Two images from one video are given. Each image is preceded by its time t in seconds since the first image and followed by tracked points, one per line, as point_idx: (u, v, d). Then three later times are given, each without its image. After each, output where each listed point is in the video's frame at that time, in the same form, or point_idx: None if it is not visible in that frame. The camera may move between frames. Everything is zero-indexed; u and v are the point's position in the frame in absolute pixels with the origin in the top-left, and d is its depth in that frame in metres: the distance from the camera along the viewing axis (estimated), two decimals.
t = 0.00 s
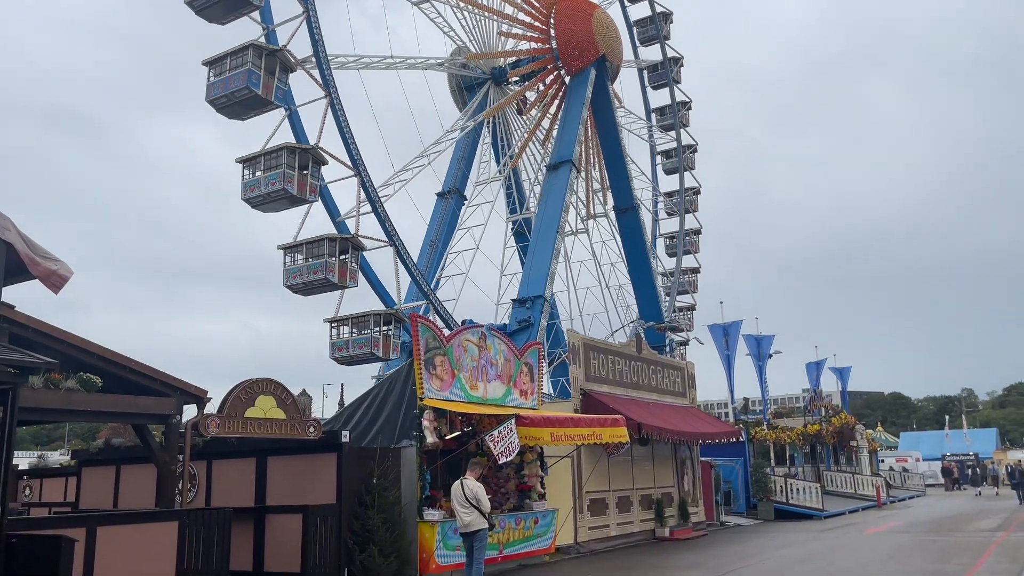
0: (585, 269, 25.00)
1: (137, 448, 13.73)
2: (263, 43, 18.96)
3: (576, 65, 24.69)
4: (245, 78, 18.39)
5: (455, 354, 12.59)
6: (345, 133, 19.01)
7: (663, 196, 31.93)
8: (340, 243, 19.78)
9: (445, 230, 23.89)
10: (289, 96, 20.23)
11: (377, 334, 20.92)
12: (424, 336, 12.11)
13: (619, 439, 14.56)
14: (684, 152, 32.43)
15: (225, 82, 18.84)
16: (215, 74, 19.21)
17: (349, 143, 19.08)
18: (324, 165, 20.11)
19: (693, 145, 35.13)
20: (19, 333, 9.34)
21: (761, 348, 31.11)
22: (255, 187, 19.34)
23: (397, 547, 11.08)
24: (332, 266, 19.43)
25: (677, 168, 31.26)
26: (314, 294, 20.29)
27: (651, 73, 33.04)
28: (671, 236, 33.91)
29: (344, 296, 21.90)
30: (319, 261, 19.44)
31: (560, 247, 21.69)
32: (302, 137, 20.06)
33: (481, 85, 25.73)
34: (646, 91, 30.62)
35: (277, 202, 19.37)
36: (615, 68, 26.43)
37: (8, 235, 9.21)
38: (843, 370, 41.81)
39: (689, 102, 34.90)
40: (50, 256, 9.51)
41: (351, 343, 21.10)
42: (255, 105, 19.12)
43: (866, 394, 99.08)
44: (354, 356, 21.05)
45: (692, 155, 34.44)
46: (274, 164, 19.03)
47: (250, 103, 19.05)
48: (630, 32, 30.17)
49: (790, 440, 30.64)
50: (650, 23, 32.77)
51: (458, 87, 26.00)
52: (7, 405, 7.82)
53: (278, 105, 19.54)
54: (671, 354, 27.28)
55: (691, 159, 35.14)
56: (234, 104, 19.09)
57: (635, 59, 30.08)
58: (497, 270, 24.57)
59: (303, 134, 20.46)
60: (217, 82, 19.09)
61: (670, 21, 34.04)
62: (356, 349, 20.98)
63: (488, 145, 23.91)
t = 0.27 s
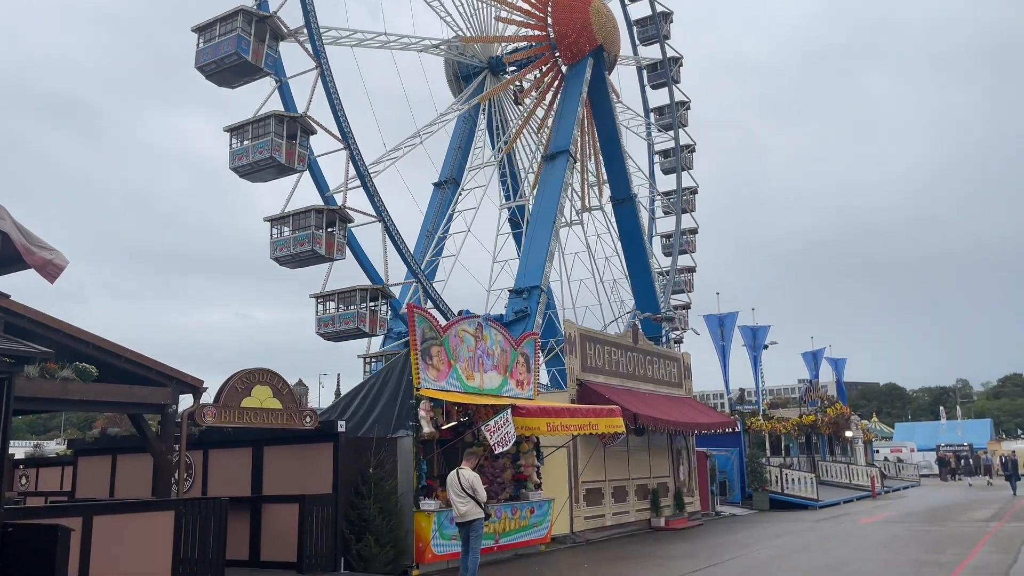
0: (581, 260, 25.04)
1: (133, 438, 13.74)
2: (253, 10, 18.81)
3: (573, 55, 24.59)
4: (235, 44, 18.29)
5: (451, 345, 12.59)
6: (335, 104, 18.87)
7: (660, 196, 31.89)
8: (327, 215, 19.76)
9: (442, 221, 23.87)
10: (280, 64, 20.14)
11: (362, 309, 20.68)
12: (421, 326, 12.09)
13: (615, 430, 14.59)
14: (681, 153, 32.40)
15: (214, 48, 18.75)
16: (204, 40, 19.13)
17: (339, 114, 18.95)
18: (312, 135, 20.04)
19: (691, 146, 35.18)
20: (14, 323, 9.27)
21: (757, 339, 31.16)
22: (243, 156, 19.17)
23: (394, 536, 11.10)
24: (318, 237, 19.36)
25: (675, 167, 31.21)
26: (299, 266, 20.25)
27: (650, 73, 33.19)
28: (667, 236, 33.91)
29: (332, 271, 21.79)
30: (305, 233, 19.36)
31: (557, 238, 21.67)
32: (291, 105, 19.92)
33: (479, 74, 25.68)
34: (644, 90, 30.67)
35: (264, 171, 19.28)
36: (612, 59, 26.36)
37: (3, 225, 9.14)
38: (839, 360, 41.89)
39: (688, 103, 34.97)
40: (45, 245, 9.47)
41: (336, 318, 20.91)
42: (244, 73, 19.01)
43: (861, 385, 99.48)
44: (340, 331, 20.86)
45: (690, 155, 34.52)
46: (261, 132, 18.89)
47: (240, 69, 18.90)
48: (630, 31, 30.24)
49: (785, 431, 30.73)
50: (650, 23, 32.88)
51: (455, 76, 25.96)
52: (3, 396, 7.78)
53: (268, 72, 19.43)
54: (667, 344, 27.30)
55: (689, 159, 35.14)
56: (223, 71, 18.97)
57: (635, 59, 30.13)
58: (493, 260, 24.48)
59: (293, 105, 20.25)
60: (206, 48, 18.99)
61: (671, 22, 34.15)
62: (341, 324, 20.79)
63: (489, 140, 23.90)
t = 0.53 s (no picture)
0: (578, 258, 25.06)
1: (129, 436, 13.74)
2: None
3: (570, 53, 24.58)
4: (226, 17, 18.20)
5: (449, 342, 12.60)
6: (326, 83, 18.78)
7: (657, 202, 31.88)
8: (316, 193, 19.72)
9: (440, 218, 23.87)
10: (270, 42, 20.07)
11: (350, 290, 20.63)
12: (419, 323, 12.09)
13: (612, 427, 14.61)
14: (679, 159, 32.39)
15: (205, 23, 18.60)
16: (195, 16, 18.97)
17: (330, 93, 18.88)
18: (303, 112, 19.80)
19: (690, 152, 35.23)
20: (11, 320, 9.22)
21: (754, 337, 31.20)
22: (232, 132, 19.09)
23: (391, 533, 11.12)
24: (307, 215, 19.39)
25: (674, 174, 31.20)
26: (287, 245, 20.25)
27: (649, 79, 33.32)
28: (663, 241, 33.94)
29: (321, 254, 21.80)
30: (293, 211, 19.36)
31: (554, 235, 21.67)
32: (282, 83, 19.78)
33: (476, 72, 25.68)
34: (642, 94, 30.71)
35: (254, 147, 19.17)
36: (609, 57, 26.34)
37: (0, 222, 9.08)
38: (835, 357, 41.93)
39: (687, 109, 35.05)
40: (42, 243, 9.44)
41: (323, 300, 20.88)
42: (235, 48, 18.96)
43: (857, 382, 99.70)
44: (327, 313, 20.82)
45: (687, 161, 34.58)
46: (251, 108, 18.84)
47: (232, 45, 18.86)
48: (629, 36, 30.33)
49: (782, 428, 30.78)
50: (650, 30, 33.02)
51: (453, 73, 25.95)
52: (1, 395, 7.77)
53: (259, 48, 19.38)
54: (664, 342, 27.33)
55: (687, 166, 35.16)
56: (215, 46, 18.81)
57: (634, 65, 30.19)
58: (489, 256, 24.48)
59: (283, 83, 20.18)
60: (197, 23, 18.85)
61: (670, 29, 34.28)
62: (328, 306, 20.76)
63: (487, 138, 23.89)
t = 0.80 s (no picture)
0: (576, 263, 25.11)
1: (127, 442, 13.74)
2: None
3: (568, 58, 24.63)
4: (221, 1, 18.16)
5: (448, 348, 12.59)
6: (319, 70, 18.80)
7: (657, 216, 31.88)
8: (305, 179, 19.63)
9: (438, 223, 23.87)
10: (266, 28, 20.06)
11: (338, 279, 20.66)
12: (417, 329, 12.09)
13: (611, 432, 14.60)
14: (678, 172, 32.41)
15: (201, 8, 18.71)
16: (191, 1, 19.06)
17: (323, 80, 18.88)
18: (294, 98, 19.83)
19: (689, 167, 35.32)
20: (9, 325, 9.21)
21: (753, 341, 31.22)
22: (223, 116, 19.01)
23: (390, 539, 11.11)
24: (296, 201, 19.37)
25: (674, 188, 31.20)
26: (276, 231, 20.25)
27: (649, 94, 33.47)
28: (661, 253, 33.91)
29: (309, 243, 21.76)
30: (283, 196, 19.35)
31: (553, 240, 21.68)
32: (274, 67, 19.72)
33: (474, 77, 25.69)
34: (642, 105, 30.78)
35: (245, 131, 19.11)
36: (607, 62, 26.40)
37: None
38: (835, 362, 41.93)
39: (686, 124, 35.20)
40: (42, 249, 9.43)
41: (312, 289, 20.86)
42: (230, 31, 18.92)
43: (856, 386, 99.76)
44: (316, 303, 20.82)
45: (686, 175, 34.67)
46: (242, 91, 18.69)
47: (227, 29, 18.87)
48: (629, 50, 30.46)
49: (781, 433, 30.78)
50: (650, 45, 33.21)
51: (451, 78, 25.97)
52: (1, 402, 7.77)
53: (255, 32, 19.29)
54: (663, 347, 27.34)
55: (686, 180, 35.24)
56: (210, 31, 18.93)
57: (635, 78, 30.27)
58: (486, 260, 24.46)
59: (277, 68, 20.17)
60: (193, 8, 18.92)
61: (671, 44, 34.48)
62: (317, 296, 20.75)
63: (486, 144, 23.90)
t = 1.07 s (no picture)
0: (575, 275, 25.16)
1: (126, 455, 13.71)
2: None
3: (567, 71, 24.77)
4: None
5: (448, 360, 12.59)
6: (313, 64, 18.86)
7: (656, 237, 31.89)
8: (297, 172, 19.73)
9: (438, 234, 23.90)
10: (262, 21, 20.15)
11: (329, 275, 20.65)
12: (417, 341, 12.08)
13: (612, 444, 14.56)
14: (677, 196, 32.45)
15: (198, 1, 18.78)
16: None
17: (318, 76, 18.96)
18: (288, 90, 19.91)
19: (689, 189, 35.45)
20: (9, 338, 9.20)
21: (754, 353, 31.18)
22: (217, 108, 19.06)
23: (391, 553, 11.06)
24: (288, 194, 19.40)
25: (674, 210, 31.20)
26: (267, 224, 20.23)
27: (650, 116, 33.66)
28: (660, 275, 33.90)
29: (301, 239, 21.70)
30: (275, 188, 19.38)
31: (553, 252, 21.72)
32: (270, 62, 19.84)
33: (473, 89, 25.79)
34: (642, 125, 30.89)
35: (239, 122, 19.12)
36: (606, 75, 26.52)
37: None
38: (836, 373, 41.88)
39: (687, 146, 35.39)
40: (43, 263, 9.46)
41: (301, 284, 20.81)
42: (228, 25, 19.02)
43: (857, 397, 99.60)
44: (305, 298, 20.78)
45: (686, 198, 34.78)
46: (235, 82, 18.74)
47: (225, 22, 18.95)
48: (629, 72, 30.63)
49: (782, 444, 30.71)
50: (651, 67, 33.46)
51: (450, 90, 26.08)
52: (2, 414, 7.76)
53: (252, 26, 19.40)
54: (663, 359, 27.29)
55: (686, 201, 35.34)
56: (209, 24, 18.96)
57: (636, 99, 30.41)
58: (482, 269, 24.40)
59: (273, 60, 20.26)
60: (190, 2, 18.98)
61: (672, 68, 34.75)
62: (308, 291, 20.71)
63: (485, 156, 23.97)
